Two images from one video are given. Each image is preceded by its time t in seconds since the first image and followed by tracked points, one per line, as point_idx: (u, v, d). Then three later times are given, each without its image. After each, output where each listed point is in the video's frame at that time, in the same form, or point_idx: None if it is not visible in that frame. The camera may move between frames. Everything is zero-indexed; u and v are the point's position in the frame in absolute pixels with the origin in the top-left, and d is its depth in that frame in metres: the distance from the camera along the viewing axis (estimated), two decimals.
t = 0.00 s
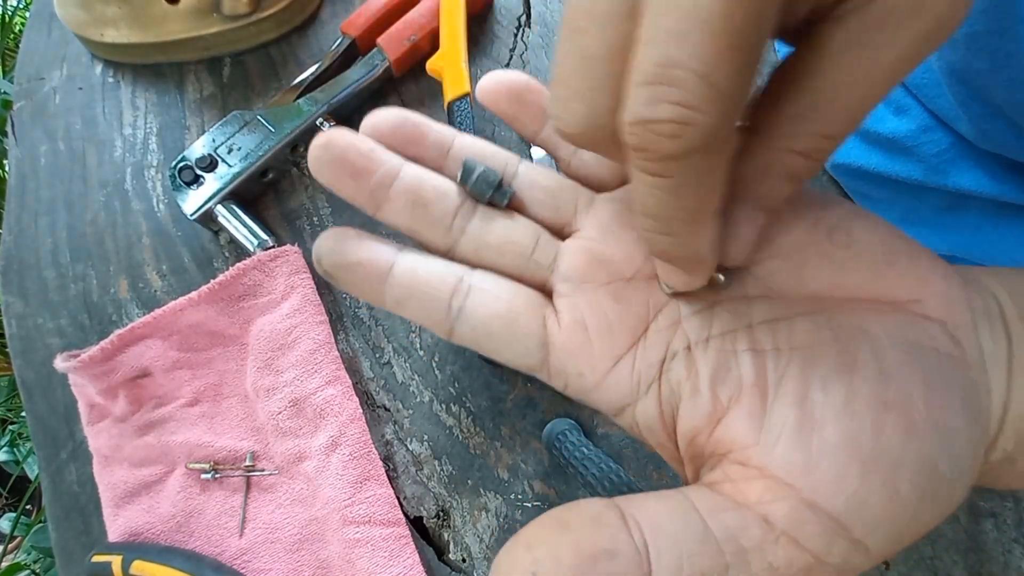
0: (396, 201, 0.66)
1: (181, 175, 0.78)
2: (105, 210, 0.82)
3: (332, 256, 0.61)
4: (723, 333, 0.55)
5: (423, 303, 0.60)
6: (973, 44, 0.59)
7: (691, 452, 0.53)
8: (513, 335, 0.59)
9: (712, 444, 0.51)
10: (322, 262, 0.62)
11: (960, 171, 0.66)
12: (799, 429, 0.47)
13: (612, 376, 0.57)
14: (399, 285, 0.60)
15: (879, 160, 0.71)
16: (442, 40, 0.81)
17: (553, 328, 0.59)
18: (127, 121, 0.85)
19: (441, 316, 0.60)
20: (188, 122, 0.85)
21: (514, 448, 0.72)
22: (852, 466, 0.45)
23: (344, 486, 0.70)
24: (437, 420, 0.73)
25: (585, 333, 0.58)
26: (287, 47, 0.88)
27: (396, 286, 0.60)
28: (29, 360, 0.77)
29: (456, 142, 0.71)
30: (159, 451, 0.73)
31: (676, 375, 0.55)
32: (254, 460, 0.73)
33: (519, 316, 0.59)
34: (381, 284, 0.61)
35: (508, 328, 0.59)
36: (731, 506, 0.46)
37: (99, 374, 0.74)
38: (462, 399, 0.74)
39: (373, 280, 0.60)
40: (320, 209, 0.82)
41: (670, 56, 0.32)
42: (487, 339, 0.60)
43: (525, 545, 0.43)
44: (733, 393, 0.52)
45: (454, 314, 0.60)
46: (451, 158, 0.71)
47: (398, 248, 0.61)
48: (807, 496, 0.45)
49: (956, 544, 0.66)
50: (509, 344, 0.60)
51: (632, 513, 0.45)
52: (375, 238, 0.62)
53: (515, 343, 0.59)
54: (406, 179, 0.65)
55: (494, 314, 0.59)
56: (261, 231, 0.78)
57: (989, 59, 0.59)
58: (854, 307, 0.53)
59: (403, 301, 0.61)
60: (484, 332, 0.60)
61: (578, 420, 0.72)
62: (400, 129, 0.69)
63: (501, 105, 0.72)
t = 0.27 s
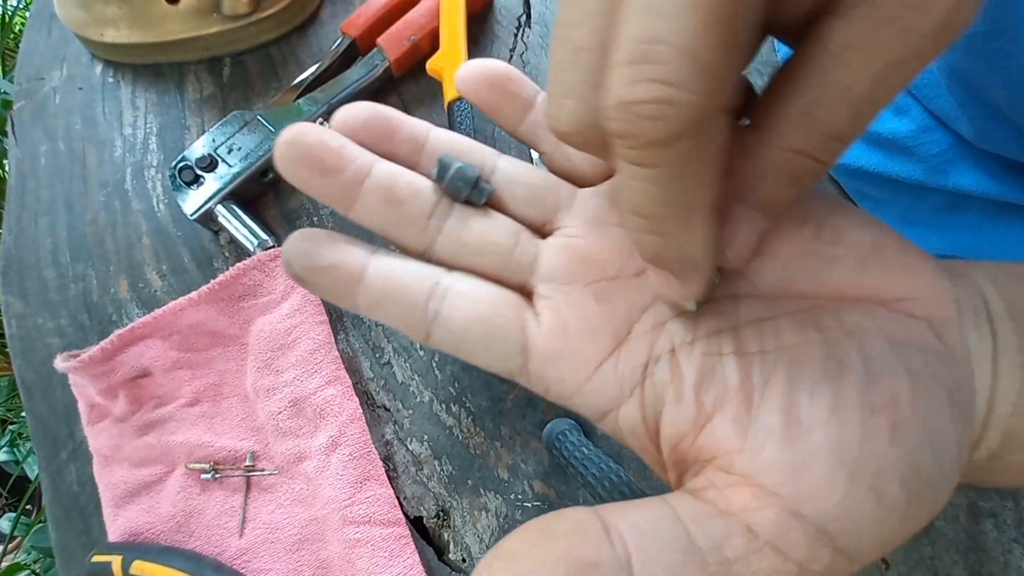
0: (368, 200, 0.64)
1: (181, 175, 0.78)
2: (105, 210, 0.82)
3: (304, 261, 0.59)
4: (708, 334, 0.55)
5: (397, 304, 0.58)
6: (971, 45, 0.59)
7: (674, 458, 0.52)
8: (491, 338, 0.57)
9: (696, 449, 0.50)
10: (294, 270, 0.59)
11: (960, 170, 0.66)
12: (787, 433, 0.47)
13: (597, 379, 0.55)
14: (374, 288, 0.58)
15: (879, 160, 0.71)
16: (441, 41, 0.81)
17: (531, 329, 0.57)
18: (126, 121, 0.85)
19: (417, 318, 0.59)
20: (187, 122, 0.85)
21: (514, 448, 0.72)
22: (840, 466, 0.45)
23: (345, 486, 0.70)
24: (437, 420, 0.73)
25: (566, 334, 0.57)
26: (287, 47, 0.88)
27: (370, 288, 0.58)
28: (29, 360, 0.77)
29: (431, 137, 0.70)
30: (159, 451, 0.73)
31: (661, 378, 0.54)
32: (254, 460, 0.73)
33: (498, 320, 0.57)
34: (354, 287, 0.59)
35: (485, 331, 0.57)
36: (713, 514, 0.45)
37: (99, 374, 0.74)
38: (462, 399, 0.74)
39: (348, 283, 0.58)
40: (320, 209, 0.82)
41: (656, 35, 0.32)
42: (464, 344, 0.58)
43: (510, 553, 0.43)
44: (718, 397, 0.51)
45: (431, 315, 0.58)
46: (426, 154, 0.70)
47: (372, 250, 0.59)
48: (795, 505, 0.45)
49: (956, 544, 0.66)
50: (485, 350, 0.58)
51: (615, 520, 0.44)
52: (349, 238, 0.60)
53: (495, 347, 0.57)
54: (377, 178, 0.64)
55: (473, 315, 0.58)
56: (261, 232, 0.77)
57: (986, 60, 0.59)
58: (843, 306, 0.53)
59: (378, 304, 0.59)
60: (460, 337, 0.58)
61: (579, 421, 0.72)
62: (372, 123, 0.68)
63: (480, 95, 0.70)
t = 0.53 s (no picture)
0: (326, 231, 0.63)
1: (181, 175, 0.78)
2: (105, 210, 0.82)
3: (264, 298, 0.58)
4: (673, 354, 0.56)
5: (357, 338, 0.58)
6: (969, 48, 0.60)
7: (644, 480, 0.54)
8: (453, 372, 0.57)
9: (664, 473, 0.52)
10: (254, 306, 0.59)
11: (959, 171, 0.66)
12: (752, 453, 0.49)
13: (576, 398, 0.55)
14: (332, 323, 0.58)
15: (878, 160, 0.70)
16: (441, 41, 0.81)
17: (495, 355, 0.57)
18: (126, 121, 0.85)
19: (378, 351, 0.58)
20: (188, 122, 0.85)
21: (514, 448, 0.72)
22: (811, 477, 0.48)
23: (345, 486, 0.70)
24: (437, 420, 0.73)
25: (529, 361, 0.57)
26: (287, 47, 0.88)
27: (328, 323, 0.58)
28: (29, 360, 0.77)
29: (387, 162, 0.69)
30: (159, 450, 0.73)
31: (626, 404, 0.55)
32: (254, 460, 0.73)
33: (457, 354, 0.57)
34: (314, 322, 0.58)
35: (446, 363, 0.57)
36: (683, 539, 0.46)
37: (99, 374, 0.74)
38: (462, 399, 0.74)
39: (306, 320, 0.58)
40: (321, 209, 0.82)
41: (697, 59, 0.33)
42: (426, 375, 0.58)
43: None
44: (685, 421, 0.52)
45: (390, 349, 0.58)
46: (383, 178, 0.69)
47: (330, 285, 0.59)
48: (760, 534, 0.47)
49: (956, 544, 0.66)
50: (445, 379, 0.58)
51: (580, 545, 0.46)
52: (305, 272, 0.60)
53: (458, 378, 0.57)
54: (333, 208, 0.63)
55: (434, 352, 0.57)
56: (261, 231, 0.77)
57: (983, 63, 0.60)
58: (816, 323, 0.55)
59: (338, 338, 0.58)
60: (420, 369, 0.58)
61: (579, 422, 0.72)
62: (327, 150, 0.67)
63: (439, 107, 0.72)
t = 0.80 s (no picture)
0: (349, 216, 0.64)
1: (181, 175, 0.78)
2: (105, 210, 0.82)
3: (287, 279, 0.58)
4: (692, 348, 0.54)
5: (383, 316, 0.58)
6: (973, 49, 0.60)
7: (661, 471, 0.51)
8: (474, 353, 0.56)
9: (683, 464, 0.49)
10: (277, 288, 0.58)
11: (960, 172, 0.67)
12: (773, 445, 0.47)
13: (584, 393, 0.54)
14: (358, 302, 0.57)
15: (880, 160, 0.70)
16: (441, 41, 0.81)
17: (516, 344, 0.56)
18: (126, 121, 0.85)
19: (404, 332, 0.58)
20: (187, 122, 0.85)
21: (514, 448, 0.72)
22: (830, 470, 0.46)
23: (345, 486, 0.70)
24: (437, 420, 0.73)
25: (551, 351, 0.55)
26: (287, 47, 0.88)
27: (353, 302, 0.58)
28: (29, 360, 0.77)
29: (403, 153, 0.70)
30: (159, 451, 0.73)
31: (645, 396, 0.52)
32: (254, 459, 0.73)
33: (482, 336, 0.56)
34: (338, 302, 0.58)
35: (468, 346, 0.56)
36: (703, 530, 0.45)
37: (98, 374, 0.74)
38: (462, 400, 0.74)
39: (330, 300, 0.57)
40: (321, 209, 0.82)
41: None
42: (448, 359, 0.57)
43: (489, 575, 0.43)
44: (703, 413, 0.49)
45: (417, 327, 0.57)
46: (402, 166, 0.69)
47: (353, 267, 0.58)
48: (779, 522, 0.45)
49: (956, 544, 0.66)
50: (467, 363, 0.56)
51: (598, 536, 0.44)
52: (330, 254, 0.59)
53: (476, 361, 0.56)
54: (356, 193, 0.64)
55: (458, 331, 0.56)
56: (261, 231, 0.77)
57: (989, 63, 0.60)
58: (826, 319, 0.54)
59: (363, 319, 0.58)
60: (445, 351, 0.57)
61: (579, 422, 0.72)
62: (351, 140, 0.69)
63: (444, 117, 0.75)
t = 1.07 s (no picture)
0: (382, 202, 0.59)
1: (181, 175, 0.78)
2: (105, 210, 0.82)
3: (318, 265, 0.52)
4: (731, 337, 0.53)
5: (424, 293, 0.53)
6: (976, 48, 0.60)
7: (704, 461, 0.49)
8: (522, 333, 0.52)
9: (726, 452, 0.47)
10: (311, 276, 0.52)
11: (960, 173, 0.67)
12: (821, 429, 0.45)
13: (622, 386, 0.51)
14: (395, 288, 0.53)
15: (879, 162, 0.70)
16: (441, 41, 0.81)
17: (557, 335, 0.53)
18: (126, 121, 0.85)
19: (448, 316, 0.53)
20: (187, 122, 0.85)
21: (514, 448, 0.72)
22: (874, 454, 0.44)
23: (345, 486, 0.70)
24: (437, 420, 0.73)
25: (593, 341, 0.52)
26: (287, 47, 0.88)
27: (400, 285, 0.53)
28: (29, 360, 0.77)
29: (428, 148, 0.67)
30: (159, 451, 0.73)
31: (686, 381, 0.50)
32: (254, 460, 0.73)
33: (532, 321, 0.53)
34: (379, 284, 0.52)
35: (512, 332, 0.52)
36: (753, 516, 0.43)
37: (98, 374, 0.74)
38: (462, 400, 0.74)
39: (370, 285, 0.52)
40: (321, 209, 0.82)
41: None
42: (489, 348, 0.52)
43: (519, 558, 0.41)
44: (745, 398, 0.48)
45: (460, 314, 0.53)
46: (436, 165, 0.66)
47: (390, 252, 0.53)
48: (833, 507, 0.43)
49: (957, 544, 0.66)
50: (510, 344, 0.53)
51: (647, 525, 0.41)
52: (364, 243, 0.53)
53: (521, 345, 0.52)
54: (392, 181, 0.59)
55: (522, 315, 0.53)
56: (261, 231, 0.78)
57: (992, 62, 0.60)
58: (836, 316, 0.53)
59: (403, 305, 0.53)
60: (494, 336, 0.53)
61: (578, 421, 0.72)
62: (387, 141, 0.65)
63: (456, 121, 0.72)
